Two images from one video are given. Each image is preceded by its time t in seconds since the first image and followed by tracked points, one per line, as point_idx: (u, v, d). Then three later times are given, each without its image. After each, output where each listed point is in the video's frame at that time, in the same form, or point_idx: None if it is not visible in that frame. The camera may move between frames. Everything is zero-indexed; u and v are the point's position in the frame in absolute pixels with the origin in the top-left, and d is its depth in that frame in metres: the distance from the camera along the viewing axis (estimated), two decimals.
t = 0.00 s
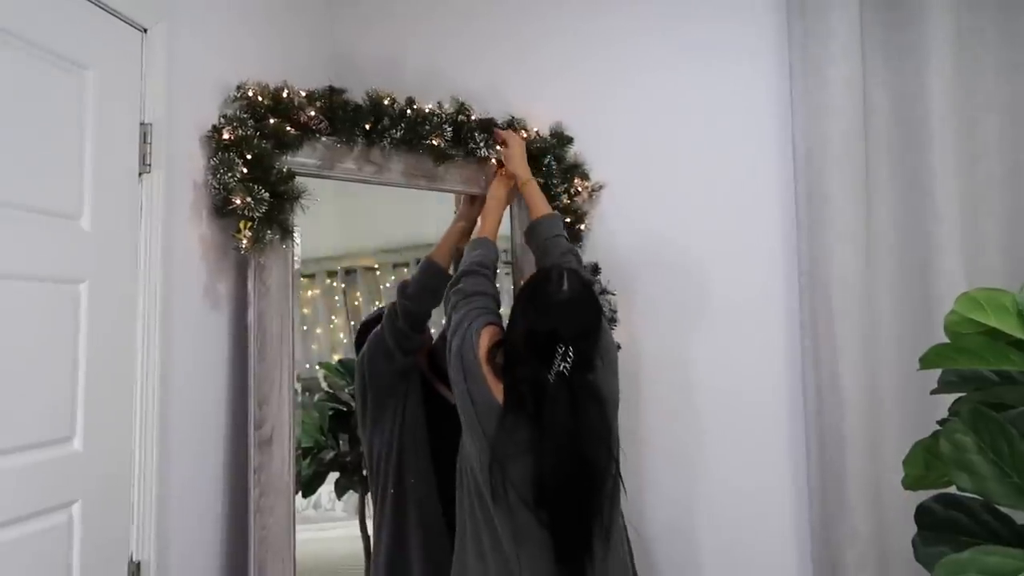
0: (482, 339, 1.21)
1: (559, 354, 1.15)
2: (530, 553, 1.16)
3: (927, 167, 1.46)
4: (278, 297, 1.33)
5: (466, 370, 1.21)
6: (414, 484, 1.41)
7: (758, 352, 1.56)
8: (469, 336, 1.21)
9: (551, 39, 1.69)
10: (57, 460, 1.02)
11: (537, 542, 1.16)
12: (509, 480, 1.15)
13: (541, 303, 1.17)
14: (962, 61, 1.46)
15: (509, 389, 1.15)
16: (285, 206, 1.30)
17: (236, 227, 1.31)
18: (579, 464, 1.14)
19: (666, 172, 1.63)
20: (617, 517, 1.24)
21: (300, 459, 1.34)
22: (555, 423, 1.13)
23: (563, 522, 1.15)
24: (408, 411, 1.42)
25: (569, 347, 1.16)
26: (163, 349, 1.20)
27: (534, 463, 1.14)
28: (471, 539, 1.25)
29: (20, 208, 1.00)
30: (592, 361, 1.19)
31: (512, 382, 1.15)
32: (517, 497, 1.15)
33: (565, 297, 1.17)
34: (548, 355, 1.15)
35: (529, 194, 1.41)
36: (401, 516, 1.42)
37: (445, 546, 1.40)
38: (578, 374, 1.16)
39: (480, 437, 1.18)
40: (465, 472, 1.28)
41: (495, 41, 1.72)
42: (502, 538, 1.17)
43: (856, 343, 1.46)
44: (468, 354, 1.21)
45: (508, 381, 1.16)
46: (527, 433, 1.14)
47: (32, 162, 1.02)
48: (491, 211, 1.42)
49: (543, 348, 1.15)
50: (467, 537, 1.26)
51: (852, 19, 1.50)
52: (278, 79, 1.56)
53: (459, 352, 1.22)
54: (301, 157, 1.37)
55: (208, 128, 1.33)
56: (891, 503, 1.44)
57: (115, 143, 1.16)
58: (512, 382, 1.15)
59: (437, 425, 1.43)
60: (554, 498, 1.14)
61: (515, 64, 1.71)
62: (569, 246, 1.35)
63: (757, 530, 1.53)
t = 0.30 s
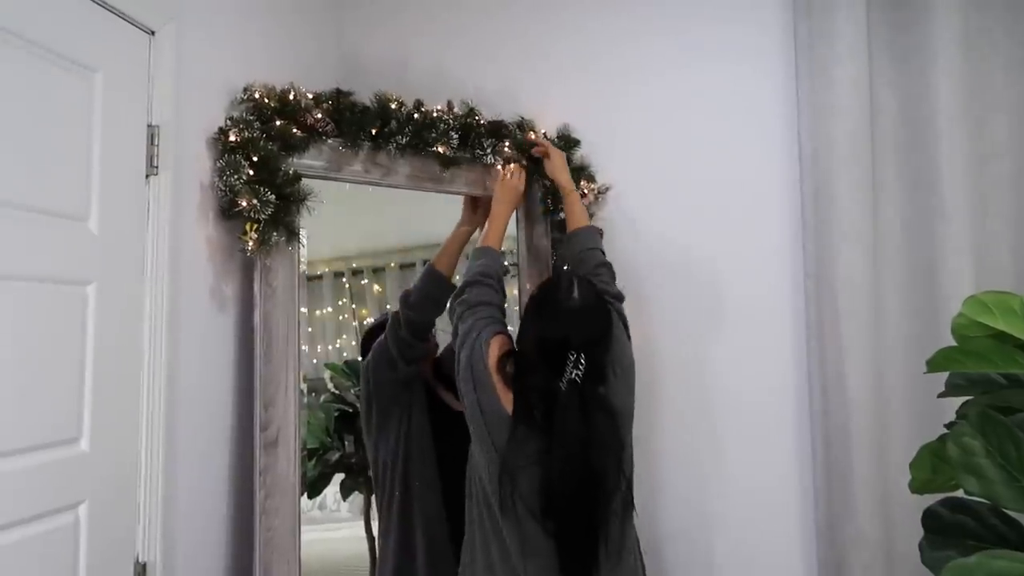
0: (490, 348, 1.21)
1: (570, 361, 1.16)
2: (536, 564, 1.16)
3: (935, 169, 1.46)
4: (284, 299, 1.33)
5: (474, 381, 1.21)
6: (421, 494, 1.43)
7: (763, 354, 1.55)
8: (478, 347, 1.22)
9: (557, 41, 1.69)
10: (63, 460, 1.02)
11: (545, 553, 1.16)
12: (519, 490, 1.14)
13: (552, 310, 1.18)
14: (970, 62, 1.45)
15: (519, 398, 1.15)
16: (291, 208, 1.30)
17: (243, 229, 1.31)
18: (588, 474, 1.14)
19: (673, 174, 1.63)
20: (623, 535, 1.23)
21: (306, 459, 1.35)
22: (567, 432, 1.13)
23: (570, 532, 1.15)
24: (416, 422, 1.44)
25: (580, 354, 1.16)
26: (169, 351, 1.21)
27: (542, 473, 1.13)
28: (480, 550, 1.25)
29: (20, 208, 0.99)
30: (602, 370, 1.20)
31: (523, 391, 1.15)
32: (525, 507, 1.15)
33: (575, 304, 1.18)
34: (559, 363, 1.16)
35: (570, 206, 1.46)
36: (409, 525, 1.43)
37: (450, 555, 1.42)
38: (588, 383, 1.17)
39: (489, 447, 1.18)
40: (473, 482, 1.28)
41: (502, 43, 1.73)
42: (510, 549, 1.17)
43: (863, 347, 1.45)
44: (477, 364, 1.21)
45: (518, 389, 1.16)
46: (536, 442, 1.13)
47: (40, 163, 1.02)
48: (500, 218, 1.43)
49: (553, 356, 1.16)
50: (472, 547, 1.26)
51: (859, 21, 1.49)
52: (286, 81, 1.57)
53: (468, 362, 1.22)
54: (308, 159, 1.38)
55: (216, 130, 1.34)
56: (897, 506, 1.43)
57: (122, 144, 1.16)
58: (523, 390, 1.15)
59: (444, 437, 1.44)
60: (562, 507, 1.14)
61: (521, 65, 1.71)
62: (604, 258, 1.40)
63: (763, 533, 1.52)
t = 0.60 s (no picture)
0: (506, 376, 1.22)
1: (607, 367, 1.23)
2: None
3: (938, 171, 1.46)
4: (286, 300, 1.33)
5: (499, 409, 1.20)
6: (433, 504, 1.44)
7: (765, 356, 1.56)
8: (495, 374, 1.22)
9: (560, 43, 1.70)
10: (66, 462, 1.02)
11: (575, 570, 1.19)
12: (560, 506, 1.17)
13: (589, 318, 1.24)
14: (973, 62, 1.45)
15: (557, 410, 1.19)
16: (293, 210, 1.30)
17: (246, 231, 1.32)
18: (622, 484, 1.20)
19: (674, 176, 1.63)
20: (653, 554, 1.27)
21: (308, 461, 1.34)
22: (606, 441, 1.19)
23: (608, 541, 1.20)
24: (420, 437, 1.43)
25: (616, 360, 1.24)
26: (172, 352, 1.21)
27: (584, 486, 1.16)
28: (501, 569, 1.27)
29: (21, 209, 0.98)
30: (636, 383, 1.29)
31: (561, 403, 1.19)
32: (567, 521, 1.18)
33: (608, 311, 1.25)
34: (597, 370, 1.22)
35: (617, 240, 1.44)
36: (421, 539, 1.43)
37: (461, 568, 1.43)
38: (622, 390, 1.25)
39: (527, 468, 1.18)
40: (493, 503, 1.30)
41: (504, 45, 1.73)
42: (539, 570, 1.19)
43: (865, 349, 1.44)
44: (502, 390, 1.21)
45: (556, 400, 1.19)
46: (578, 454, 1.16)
47: (45, 165, 1.03)
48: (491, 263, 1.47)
49: (589, 364, 1.21)
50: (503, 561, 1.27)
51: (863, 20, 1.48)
52: (288, 83, 1.57)
53: (491, 385, 1.21)
54: (311, 161, 1.38)
55: (219, 132, 1.34)
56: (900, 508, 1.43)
57: (126, 146, 1.16)
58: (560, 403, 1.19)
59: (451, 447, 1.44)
60: (600, 517, 1.18)
61: (523, 67, 1.72)
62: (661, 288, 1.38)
63: (765, 534, 1.53)
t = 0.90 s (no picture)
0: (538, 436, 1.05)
1: (653, 368, 1.12)
2: None
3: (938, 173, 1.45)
4: (287, 301, 1.33)
5: (511, 500, 1.00)
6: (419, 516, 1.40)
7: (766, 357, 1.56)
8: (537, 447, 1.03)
9: (560, 45, 1.71)
10: (66, 463, 1.02)
11: None
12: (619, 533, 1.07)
13: (625, 321, 1.12)
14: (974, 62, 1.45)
15: (602, 420, 1.09)
16: (295, 211, 1.31)
17: (247, 232, 1.32)
18: (682, 491, 1.10)
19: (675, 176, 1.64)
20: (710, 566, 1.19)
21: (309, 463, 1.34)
22: (655, 450, 1.08)
23: (669, 566, 1.10)
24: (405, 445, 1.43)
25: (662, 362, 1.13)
26: (173, 353, 1.21)
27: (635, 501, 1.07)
28: None
29: (21, 210, 0.98)
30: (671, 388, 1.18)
31: (600, 415, 1.09)
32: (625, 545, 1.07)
33: (647, 312, 1.13)
34: (642, 371, 1.11)
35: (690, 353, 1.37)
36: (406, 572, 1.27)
37: None
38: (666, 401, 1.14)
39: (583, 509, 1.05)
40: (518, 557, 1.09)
41: (506, 46, 1.74)
42: None
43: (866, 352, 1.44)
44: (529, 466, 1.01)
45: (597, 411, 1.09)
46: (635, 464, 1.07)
47: (46, 165, 1.03)
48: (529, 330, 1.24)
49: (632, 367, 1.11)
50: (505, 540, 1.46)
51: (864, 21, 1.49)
52: (289, 84, 1.58)
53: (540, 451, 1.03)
54: (312, 162, 1.38)
55: (220, 133, 1.34)
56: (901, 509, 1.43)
57: (127, 147, 1.16)
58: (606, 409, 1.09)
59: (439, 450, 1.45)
60: (664, 537, 1.08)
61: (524, 68, 1.72)
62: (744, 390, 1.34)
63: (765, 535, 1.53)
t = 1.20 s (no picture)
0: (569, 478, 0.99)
1: (683, 363, 1.06)
2: None
3: (931, 175, 1.46)
4: (281, 303, 1.33)
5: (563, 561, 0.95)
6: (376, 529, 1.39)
7: (759, 358, 1.57)
8: (579, 491, 0.97)
9: (555, 47, 1.72)
10: (59, 465, 1.02)
11: None
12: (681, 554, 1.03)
13: (645, 322, 1.05)
14: (965, 65, 1.45)
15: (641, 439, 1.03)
16: (288, 213, 1.30)
17: (241, 233, 1.31)
18: (721, 491, 1.06)
19: (669, 178, 1.65)
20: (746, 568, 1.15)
21: (302, 466, 1.34)
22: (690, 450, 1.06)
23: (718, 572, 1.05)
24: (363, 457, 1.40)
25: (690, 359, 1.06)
26: (166, 354, 1.21)
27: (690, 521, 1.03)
28: None
29: (14, 211, 0.98)
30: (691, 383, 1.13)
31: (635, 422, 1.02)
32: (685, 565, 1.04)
33: (669, 309, 1.06)
34: (672, 369, 1.05)
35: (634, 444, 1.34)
36: None
37: None
38: (693, 400, 1.09)
39: (641, 541, 1.00)
40: None
41: (500, 49, 1.74)
42: None
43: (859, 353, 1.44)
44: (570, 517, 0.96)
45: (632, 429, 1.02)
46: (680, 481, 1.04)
47: (40, 165, 1.03)
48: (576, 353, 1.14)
49: (658, 371, 1.04)
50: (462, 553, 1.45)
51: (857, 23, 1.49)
52: (284, 85, 1.58)
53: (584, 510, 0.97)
54: (306, 164, 1.38)
55: (213, 134, 1.34)
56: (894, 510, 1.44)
57: (120, 148, 1.16)
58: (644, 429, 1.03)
59: (399, 464, 1.43)
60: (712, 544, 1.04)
61: (518, 70, 1.73)
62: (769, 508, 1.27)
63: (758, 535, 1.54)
